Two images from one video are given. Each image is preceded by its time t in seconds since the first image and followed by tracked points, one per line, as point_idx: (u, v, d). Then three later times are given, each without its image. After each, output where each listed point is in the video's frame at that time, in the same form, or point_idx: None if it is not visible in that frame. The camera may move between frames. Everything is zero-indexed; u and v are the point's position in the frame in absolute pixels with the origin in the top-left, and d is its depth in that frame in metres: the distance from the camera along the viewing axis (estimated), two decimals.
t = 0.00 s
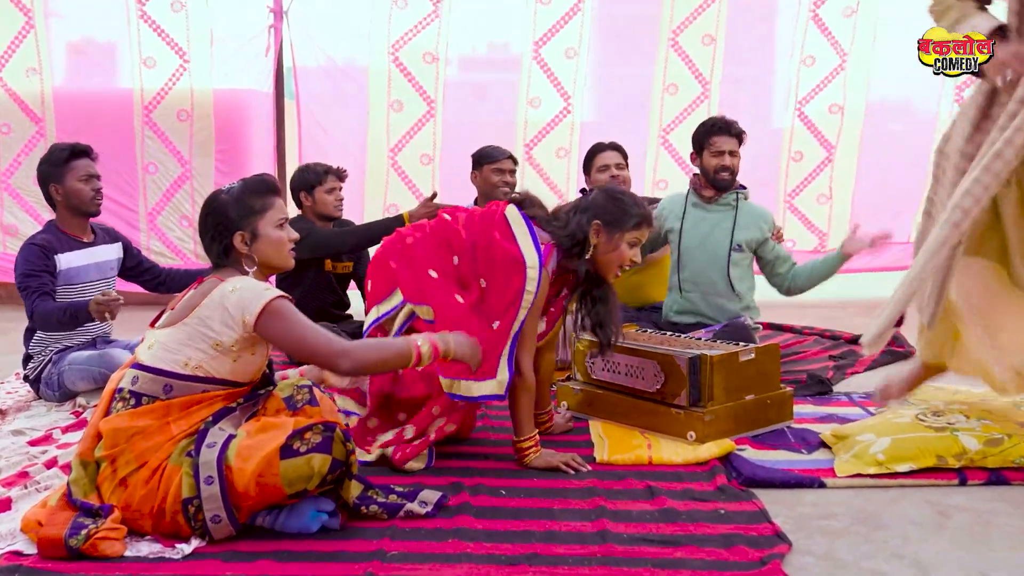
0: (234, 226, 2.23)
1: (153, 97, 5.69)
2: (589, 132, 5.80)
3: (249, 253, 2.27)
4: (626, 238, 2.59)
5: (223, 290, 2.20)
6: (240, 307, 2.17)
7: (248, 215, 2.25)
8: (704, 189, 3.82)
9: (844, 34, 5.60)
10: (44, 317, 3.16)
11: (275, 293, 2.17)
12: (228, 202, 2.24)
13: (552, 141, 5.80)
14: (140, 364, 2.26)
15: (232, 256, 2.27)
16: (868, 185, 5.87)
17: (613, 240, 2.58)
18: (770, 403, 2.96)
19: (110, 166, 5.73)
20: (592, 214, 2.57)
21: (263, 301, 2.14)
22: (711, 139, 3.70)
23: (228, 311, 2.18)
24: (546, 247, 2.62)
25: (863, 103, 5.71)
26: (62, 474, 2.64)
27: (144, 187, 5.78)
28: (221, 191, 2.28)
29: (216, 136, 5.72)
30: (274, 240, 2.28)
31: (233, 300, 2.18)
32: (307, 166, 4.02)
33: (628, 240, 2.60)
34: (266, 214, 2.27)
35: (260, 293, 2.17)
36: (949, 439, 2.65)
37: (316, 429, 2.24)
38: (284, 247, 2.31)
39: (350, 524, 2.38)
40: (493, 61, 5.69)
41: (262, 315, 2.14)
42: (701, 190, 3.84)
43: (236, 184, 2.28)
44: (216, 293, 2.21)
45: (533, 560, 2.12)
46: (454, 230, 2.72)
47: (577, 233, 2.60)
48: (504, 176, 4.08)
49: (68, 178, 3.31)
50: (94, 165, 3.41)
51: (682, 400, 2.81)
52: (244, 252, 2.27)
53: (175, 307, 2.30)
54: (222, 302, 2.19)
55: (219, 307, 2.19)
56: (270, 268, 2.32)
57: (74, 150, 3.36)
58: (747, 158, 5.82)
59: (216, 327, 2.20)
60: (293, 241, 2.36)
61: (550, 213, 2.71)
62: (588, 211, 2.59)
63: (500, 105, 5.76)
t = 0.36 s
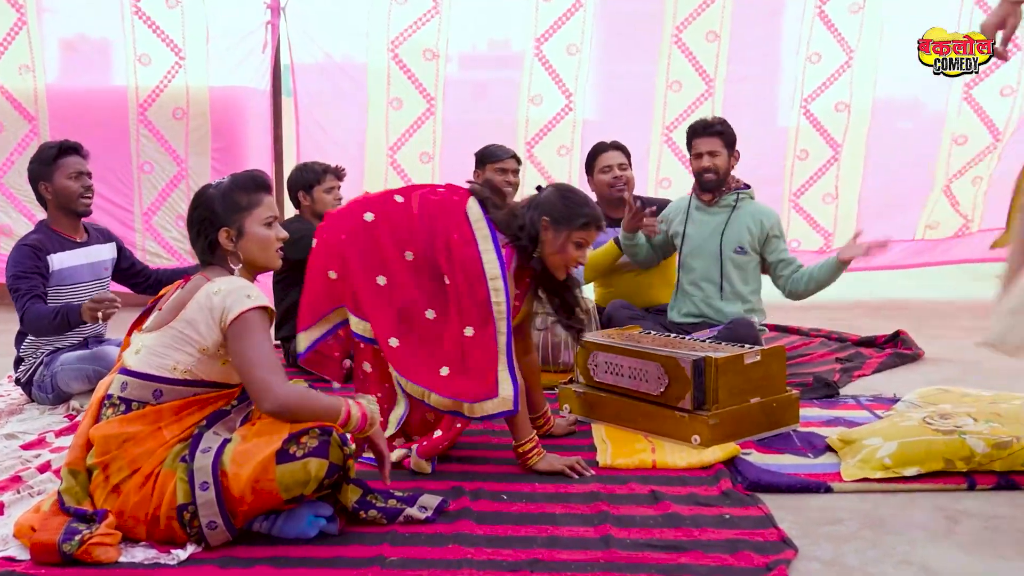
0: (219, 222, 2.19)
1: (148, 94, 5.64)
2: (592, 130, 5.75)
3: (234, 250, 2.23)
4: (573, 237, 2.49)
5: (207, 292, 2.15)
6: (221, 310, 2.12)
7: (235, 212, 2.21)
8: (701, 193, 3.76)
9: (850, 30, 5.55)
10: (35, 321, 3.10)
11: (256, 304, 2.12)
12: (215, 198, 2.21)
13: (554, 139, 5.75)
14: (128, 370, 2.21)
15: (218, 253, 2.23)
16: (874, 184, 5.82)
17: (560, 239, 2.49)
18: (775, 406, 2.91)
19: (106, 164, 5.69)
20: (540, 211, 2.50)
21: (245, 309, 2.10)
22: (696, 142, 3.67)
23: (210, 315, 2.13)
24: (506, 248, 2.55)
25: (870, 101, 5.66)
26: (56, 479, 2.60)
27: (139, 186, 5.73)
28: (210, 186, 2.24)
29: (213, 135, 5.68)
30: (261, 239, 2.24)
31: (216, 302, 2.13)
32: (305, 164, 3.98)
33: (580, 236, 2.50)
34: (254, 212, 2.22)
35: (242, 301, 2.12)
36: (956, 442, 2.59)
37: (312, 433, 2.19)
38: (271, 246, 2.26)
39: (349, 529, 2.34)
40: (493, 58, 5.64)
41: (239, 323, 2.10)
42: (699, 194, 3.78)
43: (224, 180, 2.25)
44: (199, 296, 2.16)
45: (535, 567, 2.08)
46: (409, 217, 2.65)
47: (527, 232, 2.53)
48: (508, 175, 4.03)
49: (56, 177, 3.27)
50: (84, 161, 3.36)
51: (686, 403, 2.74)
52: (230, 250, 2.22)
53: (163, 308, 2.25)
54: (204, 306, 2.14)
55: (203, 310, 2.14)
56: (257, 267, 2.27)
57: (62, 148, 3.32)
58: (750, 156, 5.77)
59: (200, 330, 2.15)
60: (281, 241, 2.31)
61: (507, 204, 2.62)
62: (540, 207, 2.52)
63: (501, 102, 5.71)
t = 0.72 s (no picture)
0: (199, 218, 2.16)
1: (144, 93, 5.58)
2: (598, 129, 5.71)
3: (214, 247, 2.19)
4: (548, 97, 2.31)
5: (190, 293, 2.11)
6: (205, 312, 2.09)
7: (214, 207, 2.16)
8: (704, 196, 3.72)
9: (862, 28, 5.49)
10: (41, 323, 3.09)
11: (241, 305, 2.10)
12: (195, 194, 2.16)
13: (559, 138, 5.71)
14: (115, 378, 2.16)
15: (199, 251, 2.19)
16: (885, 184, 5.77)
17: (535, 103, 2.32)
18: (785, 411, 2.86)
19: (103, 163, 5.62)
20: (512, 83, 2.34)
21: (229, 310, 2.08)
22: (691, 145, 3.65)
23: (195, 318, 2.10)
24: (480, 134, 2.29)
25: (881, 100, 5.61)
26: (51, 485, 2.54)
27: (135, 186, 5.66)
28: (191, 182, 2.20)
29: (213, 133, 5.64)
30: (243, 235, 2.19)
31: (199, 304, 2.09)
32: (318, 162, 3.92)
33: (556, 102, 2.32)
34: (234, 208, 2.18)
35: (226, 302, 2.09)
36: (969, 447, 2.55)
37: (310, 438, 2.14)
38: (254, 242, 2.21)
39: (351, 537, 2.29)
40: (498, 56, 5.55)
41: (223, 326, 2.08)
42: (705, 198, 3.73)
43: (205, 174, 2.21)
44: (181, 298, 2.12)
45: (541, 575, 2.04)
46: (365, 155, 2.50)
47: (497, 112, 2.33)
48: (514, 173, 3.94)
49: (63, 177, 3.21)
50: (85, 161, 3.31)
51: (695, 408, 2.70)
52: (211, 247, 2.18)
53: (147, 311, 2.20)
54: (187, 309, 2.10)
55: (187, 313, 2.10)
56: (240, 264, 2.23)
57: (65, 147, 3.26)
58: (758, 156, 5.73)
59: (185, 335, 2.11)
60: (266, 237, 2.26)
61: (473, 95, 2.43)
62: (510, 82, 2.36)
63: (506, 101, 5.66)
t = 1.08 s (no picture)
0: (191, 224, 2.10)
1: (141, 96, 5.52)
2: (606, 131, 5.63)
3: (207, 254, 2.12)
4: (561, 69, 2.34)
5: (185, 302, 2.06)
6: (202, 322, 2.03)
7: (206, 213, 2.10)
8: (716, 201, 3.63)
9: (877, 28, 5.41)
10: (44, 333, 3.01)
11: (238, 314, 2.04)
12: (188, 199, 2.11)
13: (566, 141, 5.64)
14: (110, 391, 2.11)
15: (192, 257, 2.14)
16: (901, 187, 5.69)
17: (548, 71, 2.34)
18: (799, 422, 2.80)
19: (101, 167, 5.56)
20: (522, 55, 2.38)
21: (227, 320, 2.03)
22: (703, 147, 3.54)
23: (192, 328, 2.04)
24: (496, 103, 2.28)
25: (895, 102, 5.53)
26: (47, 497, 2.48)
27: (132, 190, 5.59)
28: (183, 187, 2.15)
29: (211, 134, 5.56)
30: (235, 241, 2.12)
31: (195, 314, 2.04)
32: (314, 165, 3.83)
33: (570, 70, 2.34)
34: (226, 213, 2.12)
35: (224, 311, 2.04)
36: (988, 460, 2.48)
37: (312, 451, 2.07)
38: (247, 248, 2.14)
39: (353, 551, 2.22)
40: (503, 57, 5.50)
41: (221, 337, 2.03)
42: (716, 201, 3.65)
43: (197, 179, 2.15)
44: (176, 308, 2.06)
45: None
46: (370, 126, 2.42)
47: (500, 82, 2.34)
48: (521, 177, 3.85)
49: (60, 183, 3.18)
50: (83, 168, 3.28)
51: (706, 419, 2.64)
52: (204, 254, 2.12)
53: (143, 319, 2.14)
54: (183, 319, 2.05)
55: (184, 323, 2.04)
56: (234, 271, 2.16)
57: (63, 153, 3.24)
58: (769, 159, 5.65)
59: (182, 346, 2.06)
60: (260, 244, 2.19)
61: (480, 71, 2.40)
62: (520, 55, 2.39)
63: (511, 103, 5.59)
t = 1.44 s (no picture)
0: (187, 226, 2.06)
1: (138, 96, 5.48)
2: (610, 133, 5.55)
3: (202, 257, 2.09)
4: (700, 37, 2.02)
5: (182, 307, 2.02)
6: (198, 327, 1.99)
7: (201, 216, 2.06)
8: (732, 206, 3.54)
9: (887, 28, 5.37)
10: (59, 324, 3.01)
11: (234, 319, 2.00)
12: (184, 202, 2.07)
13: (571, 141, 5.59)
14: (105, 397, 2.07)
15: (188, 261, 2.10)
16: (913, 190, 5.63)
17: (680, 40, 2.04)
18: (807, 429, 2.74)
19: (97, 169, 5.52)
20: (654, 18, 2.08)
21: (223, 325, 1.98)
22: (732, 151, 3.37)
23: (187, 334, 2.00)
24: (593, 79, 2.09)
25: (906, 104, 5.48)
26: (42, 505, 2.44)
27: (129, 193, 5.55)
28: (181, 189, 2.11)
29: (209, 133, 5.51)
30: (230, 245, 2.07)
31: (191, 319, 2.00)
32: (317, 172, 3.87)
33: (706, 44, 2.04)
34: (223, 217, 2.07)
35: (220, 316, 1.99)
36: (1002, 468, 2.43)
37: (311, 458, 2.03)
38: (242, 251, 2.09)
39: (354, 560, 2.18)
40: (506, 57, 5.47)
41: (217, 343, 1.98)
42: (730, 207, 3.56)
43: (196, 181, 2.12)
44: (172, 313, 2.03)
45: None
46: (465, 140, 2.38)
47: (625, 52, 2.09)
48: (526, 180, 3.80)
49: (60, 189, 3.14)
50: (82, 174, 3.25)
51: (712, 426, 2.60)
52: (199, 257, 2.09)
53: (138, 325, 2.10)
54: (180, 324, 2.01)
55: (179, 329, 2.00)
56: (230, 276, 2.12)
57: (64, 158, 3.21)
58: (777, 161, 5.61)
59: (178, 352, 2.02)
60: (257, 247, 2.14)
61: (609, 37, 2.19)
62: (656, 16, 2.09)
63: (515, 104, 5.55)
